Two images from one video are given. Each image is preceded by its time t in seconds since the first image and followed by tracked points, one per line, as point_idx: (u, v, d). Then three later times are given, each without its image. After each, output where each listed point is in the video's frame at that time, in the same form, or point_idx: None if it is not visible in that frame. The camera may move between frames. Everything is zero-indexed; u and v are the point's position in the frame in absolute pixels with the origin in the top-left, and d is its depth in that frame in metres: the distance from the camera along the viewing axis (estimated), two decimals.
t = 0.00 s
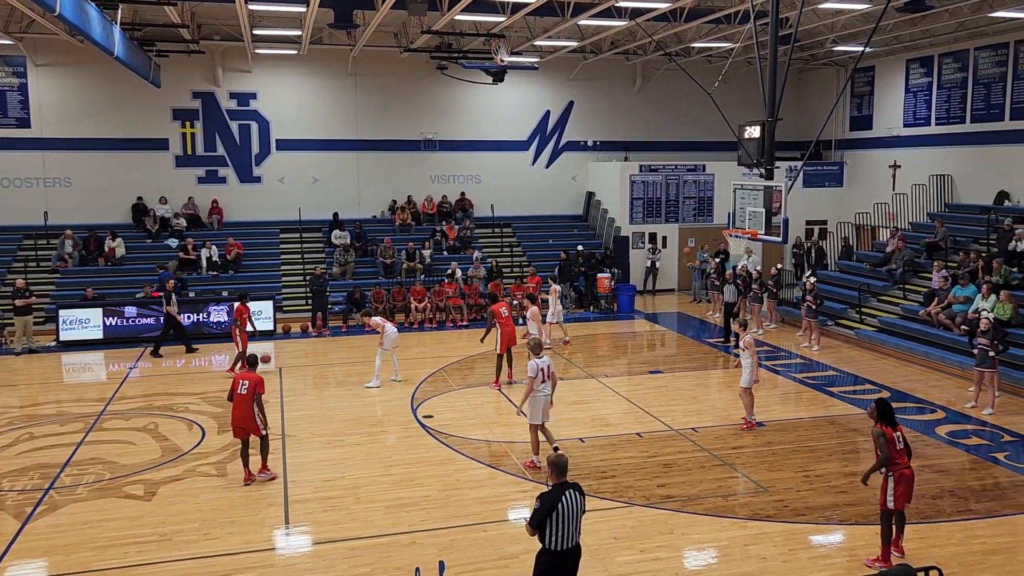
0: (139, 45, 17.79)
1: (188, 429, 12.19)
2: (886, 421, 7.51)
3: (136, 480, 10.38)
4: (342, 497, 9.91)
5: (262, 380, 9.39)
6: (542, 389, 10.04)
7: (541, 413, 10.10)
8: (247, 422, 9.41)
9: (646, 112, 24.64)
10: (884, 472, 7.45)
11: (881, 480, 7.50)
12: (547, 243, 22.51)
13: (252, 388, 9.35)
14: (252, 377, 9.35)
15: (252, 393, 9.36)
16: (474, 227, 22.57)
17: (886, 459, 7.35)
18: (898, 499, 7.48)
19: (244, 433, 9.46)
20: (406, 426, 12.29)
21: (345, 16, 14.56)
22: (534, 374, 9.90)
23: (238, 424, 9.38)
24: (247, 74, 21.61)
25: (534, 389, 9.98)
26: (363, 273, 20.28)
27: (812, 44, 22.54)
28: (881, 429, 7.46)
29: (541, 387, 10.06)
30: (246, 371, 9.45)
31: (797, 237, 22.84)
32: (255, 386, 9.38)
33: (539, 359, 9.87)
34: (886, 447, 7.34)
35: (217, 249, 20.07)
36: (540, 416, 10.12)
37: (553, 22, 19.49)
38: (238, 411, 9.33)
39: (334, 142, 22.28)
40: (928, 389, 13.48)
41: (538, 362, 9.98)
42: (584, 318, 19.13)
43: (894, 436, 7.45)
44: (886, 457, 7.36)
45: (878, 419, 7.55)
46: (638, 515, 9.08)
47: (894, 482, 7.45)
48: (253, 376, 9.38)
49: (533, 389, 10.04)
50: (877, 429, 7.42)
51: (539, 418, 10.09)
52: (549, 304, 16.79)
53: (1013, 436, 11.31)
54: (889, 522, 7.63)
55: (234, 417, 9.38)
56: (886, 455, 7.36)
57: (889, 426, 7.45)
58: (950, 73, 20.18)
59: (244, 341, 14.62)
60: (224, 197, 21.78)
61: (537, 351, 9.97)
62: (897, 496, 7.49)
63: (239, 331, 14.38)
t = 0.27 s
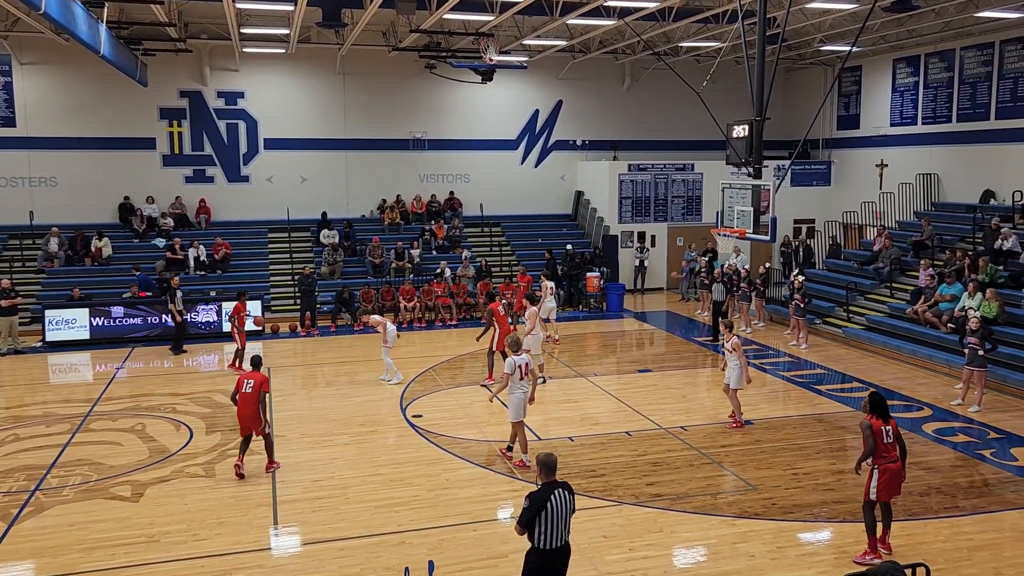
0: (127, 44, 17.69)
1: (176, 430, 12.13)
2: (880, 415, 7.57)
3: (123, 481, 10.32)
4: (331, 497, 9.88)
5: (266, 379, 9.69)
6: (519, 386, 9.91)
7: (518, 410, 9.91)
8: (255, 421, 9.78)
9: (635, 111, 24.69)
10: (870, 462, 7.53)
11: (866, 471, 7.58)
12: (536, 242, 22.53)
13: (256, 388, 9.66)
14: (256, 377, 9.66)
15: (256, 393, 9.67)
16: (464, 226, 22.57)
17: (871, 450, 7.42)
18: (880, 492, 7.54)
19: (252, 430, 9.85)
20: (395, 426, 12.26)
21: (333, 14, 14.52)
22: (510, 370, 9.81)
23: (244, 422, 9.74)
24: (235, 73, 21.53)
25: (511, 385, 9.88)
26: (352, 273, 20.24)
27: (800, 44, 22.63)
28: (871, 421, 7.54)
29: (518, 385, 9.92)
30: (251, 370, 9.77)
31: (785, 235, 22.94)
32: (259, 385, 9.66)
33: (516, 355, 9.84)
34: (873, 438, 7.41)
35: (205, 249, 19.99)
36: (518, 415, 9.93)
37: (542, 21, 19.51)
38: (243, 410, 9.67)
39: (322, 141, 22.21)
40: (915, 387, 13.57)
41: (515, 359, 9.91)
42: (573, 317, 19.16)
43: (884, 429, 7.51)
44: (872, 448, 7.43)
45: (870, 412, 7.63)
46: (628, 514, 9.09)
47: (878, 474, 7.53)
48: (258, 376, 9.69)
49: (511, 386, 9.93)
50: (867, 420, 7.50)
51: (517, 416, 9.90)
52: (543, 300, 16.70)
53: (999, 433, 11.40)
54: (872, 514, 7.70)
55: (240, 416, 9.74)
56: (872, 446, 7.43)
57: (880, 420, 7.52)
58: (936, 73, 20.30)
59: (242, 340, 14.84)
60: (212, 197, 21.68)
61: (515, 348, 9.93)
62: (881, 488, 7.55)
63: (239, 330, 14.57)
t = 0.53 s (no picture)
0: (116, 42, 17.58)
1: (167, 430, 12.09)
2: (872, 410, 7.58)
3: (114, 482, 10.28)
4: (323, 497, 9.86)
5: (265, 376, 9.88)
6: (501, 381, 10.19)
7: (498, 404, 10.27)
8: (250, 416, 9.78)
9: (627, 110, 24.70)
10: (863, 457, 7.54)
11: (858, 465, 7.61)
12: (528, 241, 22.54)
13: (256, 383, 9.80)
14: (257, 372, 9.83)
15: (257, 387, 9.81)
16: (455, 225, 22.56)
17: (864, 445, 7.44)
18: (872, 487, 7.59)
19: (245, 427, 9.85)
20: (387, 426, 12.25)
21: (325, 13, 14.46)
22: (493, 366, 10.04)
23: (239, 417, 9.75)
24: (225, 72, 21.45)
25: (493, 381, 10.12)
26: (344, 272, 20.21)
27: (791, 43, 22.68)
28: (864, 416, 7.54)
29: (500, 380, 10.21)
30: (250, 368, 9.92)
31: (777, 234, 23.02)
32: (258, 380, 9.83)
33: (500, 353, 10.00)
34: (866, 434, 7.42)
35: (196, 249, 19.93)
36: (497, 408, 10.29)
37: (533, 20, 19.51)
38: (239, 403, 9.71)
39: (313, 140, 22.15)
40: (906, 385, 13.63)
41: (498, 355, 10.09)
42: (565, 316, 19.17)
43: (877, 425, 7.54)
44: (865, 443, 7.45)
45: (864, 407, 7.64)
46: (620, 512, 9.11)
47: (871, 468, 7.55)
48: (258, 372, 9.86)
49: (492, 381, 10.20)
50: (861, 416, 7.51)
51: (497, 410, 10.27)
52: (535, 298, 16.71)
53: (988, 430, 11.47)
54: (864, 508, 7.76)
55: (234, 410, 9.76)
56: (866, 441, 7.45)
57: (874, 415, 7.54)
58: (926, 72, 20.39)
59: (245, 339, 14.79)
60: (203, 196, 21.61)
61: (498, 344, 10.11)
62: (872, 483, 7.59)
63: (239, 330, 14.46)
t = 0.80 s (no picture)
0: (108, 41, 17.52)
1: (161, 430, 12.05)
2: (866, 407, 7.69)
3: (107, 483, 10.25)
4: (317, 497, 9.84)
5: (258, 376, 9.90)
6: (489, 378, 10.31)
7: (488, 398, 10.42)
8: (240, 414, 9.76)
9: (621, 109, 24.72)
10: (864, 455, 7.56)
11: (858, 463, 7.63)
12: (522, 240, 22.53)
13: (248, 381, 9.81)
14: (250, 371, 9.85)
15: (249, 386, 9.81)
16: (449, 224, 22.54)
17: (864, 440, 7.51)
18: (873, 484, 7.61)
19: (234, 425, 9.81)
20: (381, 425, 12.24)
21: (318, 12, 14.43)
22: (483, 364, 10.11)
23: (229, 413, 9.72)
24: (218, 71, 21.40)
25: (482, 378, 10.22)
26: (338, 272, 20.18)
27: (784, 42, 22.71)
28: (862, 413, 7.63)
29: (487, 376, 10.31)
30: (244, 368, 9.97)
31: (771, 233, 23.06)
32: (251, 380, 9.85)
33: (489, 350, 10.05)
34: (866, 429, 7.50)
35: (190, 248, 19.88)
36: (486, 403, 10.43)
37: (527, 19, 19.51)
38: (231, 400, 9.70)
39: (307, 139, 22.11)
40: (899, 383, 13.67)
41: (484, 352, 10.14)
42: (560, 315, 19.18)
43: (874, 422, 7.63)
44: (864, 438, 7.52)
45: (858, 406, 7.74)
46: (614, 511, 9.12)
47: (871, 466, 7.56)
48: (251, 372, 9.89)
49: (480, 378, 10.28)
50: (858, 413, 7.60)
51: (489, 405, 10.42)
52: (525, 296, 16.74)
53: (982, 427, 11.51)
54: (863, 507, 7.77)
55: (225, 407, 9.74)
56: (865, 437, 7.52)
57: (869, 412, 7.65)
58: (919, 71, 20.44)
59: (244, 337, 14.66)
60: (196, 196, 21.56)
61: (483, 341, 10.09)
62: (873, 481, 7.61)
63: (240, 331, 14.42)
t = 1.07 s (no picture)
0: (102, 40, 17.46)
1: (156, 430, 12.03)
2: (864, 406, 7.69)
3: (103, 483, 10.22)
4: (313, 496, 9.83)
5: (250, 374, 9.94)
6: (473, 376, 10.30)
7: (472, 396, 10.38)
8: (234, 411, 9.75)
9: (616, 108, 24.72)
10: (866, 455, 7.56)
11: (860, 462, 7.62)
12: (518, 238, 22.53)
13: (241, 379, 9.84)
14: (242, 370, 9.89)
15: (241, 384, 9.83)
16: (445, 223, 22.53)
17: (868, 440, 7.50)
18: (874, 484, 7.61)
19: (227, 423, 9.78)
20: (377, 425, 12.23)
21: (313, 11, 14.39)
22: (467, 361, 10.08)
23: (221, 411, 9.72)
24: (213, 70, 21.36)
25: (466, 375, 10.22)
26: (334, 271, 20.17)
27: (779, 40, 22.72)
28: (862, 412, 7.62)
29: (472, 374, 10.30)
30: (235, 368, 10.00)
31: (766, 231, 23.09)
32: (243, 378, 9.87)
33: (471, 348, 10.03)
34: (870, 428, 7.50)
35: (185, 248, 19.85)
36: (469, 402, 10.38)
37: (522, 18, 19.50)
38: (223, 398, 9.72)
39: (302, 138, 22.08)
40: (895, 380, 13.70)
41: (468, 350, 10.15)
42: (556, 314, 19.18)
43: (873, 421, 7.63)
44: (868, 439, 7.51)
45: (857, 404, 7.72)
46: (610, 509, 9.12)
47: (872, 465, 7.57)
48: (243, 371, 9.92)
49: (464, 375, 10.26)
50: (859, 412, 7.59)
51: (471, 402, 10.36)
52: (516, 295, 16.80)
53: (977, 425, 11.54)
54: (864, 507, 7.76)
55: (218, 406, 9.73)
56: (869, 437, 7.50)
57: (870, 411, 7.64)
58: (913, 69, 20.47)
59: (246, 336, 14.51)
60: (191, 195, 21.52)
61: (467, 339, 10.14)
62: (874, 480, 7.63)
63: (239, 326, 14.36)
